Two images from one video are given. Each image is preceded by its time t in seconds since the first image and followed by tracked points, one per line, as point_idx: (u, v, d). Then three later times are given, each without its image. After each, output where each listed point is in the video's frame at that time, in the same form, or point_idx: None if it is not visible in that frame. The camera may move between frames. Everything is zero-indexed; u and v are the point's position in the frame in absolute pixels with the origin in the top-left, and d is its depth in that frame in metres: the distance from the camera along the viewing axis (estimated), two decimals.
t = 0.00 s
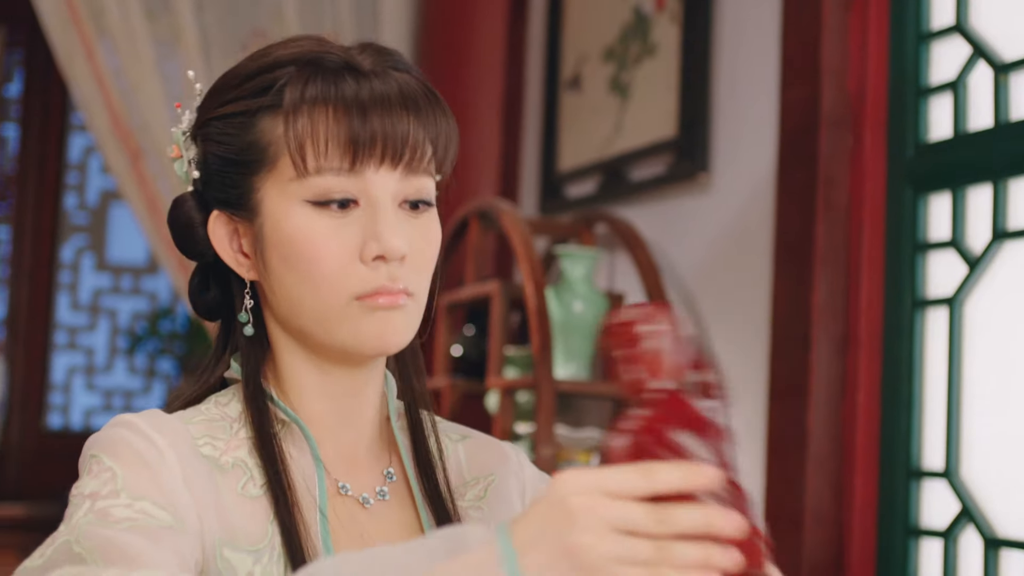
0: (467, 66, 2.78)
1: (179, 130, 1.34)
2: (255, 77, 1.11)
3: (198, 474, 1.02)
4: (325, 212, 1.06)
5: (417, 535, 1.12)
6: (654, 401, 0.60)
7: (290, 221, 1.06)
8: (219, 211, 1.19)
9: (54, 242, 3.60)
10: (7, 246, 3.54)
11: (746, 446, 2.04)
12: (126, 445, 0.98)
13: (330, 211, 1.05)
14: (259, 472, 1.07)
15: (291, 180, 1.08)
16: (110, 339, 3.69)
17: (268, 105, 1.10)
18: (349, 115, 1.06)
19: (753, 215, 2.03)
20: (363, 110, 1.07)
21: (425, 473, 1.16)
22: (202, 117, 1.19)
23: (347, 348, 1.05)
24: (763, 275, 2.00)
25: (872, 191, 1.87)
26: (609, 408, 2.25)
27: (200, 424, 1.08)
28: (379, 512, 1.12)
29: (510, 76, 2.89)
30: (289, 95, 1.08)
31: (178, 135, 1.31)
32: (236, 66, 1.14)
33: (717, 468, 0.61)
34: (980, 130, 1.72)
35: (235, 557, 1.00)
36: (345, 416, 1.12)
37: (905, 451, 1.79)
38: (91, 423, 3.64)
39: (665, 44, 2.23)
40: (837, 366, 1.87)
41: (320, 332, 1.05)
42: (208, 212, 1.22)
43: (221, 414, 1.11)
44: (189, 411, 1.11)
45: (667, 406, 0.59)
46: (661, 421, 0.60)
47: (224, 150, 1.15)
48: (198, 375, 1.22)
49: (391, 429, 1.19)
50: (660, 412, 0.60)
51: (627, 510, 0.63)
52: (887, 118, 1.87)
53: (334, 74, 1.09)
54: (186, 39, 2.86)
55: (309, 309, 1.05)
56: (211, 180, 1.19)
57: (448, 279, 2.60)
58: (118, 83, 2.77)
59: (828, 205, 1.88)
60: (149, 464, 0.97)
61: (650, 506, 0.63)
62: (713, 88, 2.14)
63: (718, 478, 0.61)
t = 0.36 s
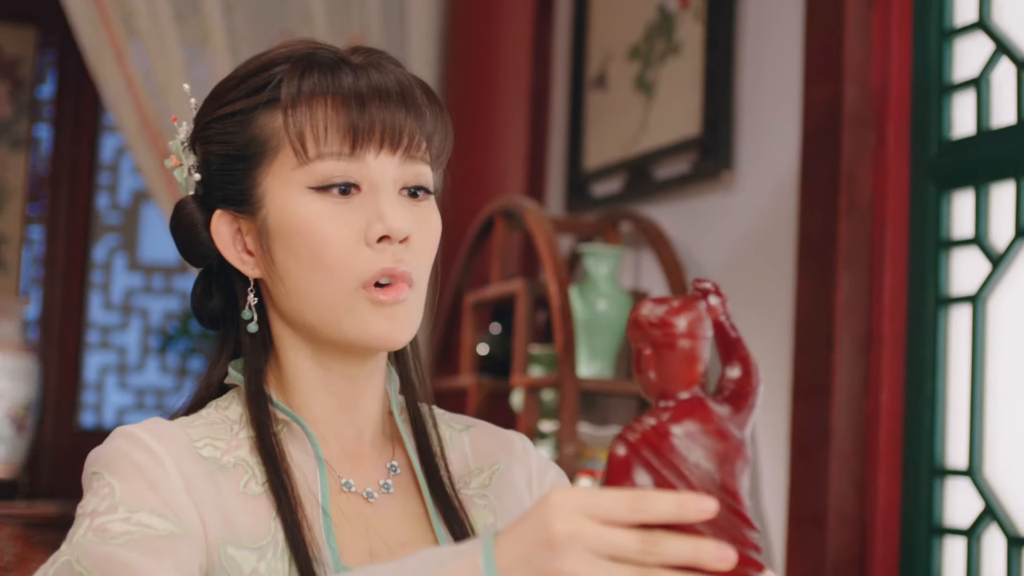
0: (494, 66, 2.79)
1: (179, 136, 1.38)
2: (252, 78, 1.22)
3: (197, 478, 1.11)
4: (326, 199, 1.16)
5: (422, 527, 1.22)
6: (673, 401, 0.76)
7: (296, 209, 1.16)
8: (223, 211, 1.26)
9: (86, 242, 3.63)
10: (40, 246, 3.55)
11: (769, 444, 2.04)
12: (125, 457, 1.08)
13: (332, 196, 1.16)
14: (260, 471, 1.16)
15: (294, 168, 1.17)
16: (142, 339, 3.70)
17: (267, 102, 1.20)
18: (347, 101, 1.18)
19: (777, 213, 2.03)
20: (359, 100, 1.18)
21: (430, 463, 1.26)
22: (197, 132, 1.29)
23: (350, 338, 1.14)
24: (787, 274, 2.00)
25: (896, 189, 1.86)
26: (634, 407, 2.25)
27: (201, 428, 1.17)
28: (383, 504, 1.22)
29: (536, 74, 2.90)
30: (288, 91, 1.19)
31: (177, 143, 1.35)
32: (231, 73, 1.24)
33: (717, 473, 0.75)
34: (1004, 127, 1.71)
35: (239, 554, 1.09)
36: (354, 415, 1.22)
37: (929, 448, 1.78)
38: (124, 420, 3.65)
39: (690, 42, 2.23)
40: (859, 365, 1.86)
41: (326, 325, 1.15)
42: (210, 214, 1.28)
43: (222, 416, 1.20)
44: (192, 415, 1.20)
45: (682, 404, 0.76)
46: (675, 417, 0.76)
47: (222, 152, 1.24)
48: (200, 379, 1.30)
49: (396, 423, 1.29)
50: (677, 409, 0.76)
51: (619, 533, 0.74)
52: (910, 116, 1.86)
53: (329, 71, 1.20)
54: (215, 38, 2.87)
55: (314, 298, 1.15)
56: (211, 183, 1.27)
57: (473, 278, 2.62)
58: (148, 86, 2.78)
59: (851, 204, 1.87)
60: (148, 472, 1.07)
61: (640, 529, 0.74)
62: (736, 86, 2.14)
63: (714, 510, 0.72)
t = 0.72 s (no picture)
0: (514, 67, 2.81)
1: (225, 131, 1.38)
2: (293, 81, 1.20)
3: (229, 462, 1.10)
4: (357, 205, 1.14)
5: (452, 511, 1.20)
6: (708, 373, 0.76)
7: (327, 214, 1.15)
8: (259, 210, 1.25)
9: (112, 243, 3.65)
10: (66, 246, 3.59)
11: (787, 443, 2.04)
12: (157, 440, 1.06)
13: (363, 204, 1.14)
14: (293, 458, 1.14)
15: (327, 174, 1.16)
16: (167, 338, 3.71)
17: (305, 106, 1.19)
18: (383, 110, 1.16)
19: (794, 212, 2.03)
20: (395, 108, 1.16)
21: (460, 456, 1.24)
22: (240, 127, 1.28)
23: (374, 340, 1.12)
24: (803, 274, 2.00)
25: (911, 188, 1.86)
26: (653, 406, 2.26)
27: (235, 416, 1.16)
28: (414, 492, 1.20)
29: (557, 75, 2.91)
30: (325, 95, 1.17)
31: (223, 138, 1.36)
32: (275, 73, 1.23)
33: (744, 447, 0.74)
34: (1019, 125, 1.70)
35: (267, 536, 1.07)
36: (385, 409, 1.21)
37: (945, 448, 1.77)
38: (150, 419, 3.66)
39: (707, 42, 2.23)
40: (874, 364, 1.86)
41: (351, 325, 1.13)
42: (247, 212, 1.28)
43: (257, 407, 1.19)
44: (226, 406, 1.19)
45: (716, 376, 0.76)
46: (709, 388, 0.75)
47: (260, 153, 1.24)
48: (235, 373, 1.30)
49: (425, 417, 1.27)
50: (712, 380, 0.76)
51: (640, 500, 0.73)
52: (926, 114, 1.86)
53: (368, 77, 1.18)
54: (236, 41, 2.90)
55: (340, 300, 1.13)
56: (250, 181, 1.26)
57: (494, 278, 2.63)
58: (170, 87, 2.80)
59: (867, 202, 1.88)
60: (179, 454, 1.05)
61: (662, 500, 0.73)
62: (753, 86, 2.14)
63: (735, 478, 0.71)
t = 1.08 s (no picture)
0: (524, 67, 2.81)
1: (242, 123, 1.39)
2: (309, 78, 1.16)
3: (236, 453, 1.08)
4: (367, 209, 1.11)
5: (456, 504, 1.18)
6: (710, 361, 0.77)
7: (337, 217, 1.11)
8: (271, 206, 1.24)
9: (126, 242, 3.65)
10: (80, 246, 3.60)
11: (792, 443, 2.04)
12: (166, 429, 1.05)
13: (372, 208, 1.10)
14: (300, 450, 1.12)
15: (337, 178, 1.13)
16: (181, 338, 3.71)
17: (319, 106, 1.15)
18: (396, 115, 1.11)
19: (799, 212, 2.03)
20: (407, 112, 1.11)
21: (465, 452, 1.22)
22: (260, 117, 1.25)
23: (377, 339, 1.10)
24: (808, 275, 2.00)
25: (915, 187, 1.86)
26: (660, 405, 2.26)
27: (243, 408, 1.14)
28: (420, 484, 1.18)
29: (566, 74, 2.92)
30: (339, 96, 1.13)
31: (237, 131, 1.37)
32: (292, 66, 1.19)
33: (744, 435, 0.75)
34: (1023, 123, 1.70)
35: (272, 530, 1.05)
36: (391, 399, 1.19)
37: (948, 447, 1.77)
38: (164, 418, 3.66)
39: (713, 42, 2.24)
40: (879, 363, 1.86)
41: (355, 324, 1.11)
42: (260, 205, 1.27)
43: (265, 399, 1.17)
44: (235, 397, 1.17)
45: (717, 365, 0.77)
46: (711, 376, 0.76)
47: (277, 149, 1.20)
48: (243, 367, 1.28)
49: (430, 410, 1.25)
50: (714, 367, 0.77)
51: (638, 488, 0.74)
52: (930, 112, 1.86)
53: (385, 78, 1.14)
54: (247, 41, 2.91)
55: (344, 300, 1.11)
56: (265, 175, 1.24)
57: (503, 276, 2.64)
58: (181, 86, 2.82)
59: (872, 202, 1.87)
60: (189, 445, 1.04)
61: (661, 488, 0.74)
62: (758, 85, 2.14)
63: (731, 462, 0.73)
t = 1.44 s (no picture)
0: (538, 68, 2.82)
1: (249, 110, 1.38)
2: (325, 104, 1.14)
3: (217, 461, 1.11)
4: (366, 255, 1.10)
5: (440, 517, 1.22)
6: (691, 377, 0.84)
7: (335, 259, 1.11)
8: (269, 218, 1.22)
9: (144, 242, 3.66)
10: (99, 245, 3.63)
11: (802, 441, 2.04)
12: (146, 442, 1.08)
13: (372, 253, 1.10)
14: (280, 455, 1.15)
15: (341, 218, 1.11)
16: (199, 337, 3.72)
17: (334, 137, 1.12)
18: (411, 162, 1.09)
19: (810, 211, 2.03)
20: (425, 159, 1.09)
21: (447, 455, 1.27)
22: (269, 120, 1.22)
23: (368, 378, 1.13)
24: (819, 272, 2.00)
25: (925, 185, 1.86)
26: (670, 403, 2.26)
27: (223, 415, 1.17)
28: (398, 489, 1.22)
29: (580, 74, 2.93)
30: (357, 132, 1.11)
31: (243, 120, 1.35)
32: (310, 87, 1.16)
33: (719, 450, 0.81)
34: None
35: (253, 531, 1.09)
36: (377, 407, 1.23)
37: (959, 445, 1.77)
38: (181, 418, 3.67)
39: (725, 40, 2.24)
40: (890, 361, 1.86)
41: (347, 357, 1.13)
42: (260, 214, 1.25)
43: (246, 404, 1.20)
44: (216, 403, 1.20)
45: (698, 381, 0.83)
46: (690, 393, 0.82)
47: (282, 167, 1.18)
48: (223, 368, 1.31)
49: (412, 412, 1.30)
50: (694, 384, 0.83)
51: (612, 523, 0.82)
52: (941, 109, 1.86)
53: (404, 118, 1.11)
54: (263, 43, 2.93)
55: (341, 338, 1.13)
56: (267, 188, 1.22)
57: (515, 274, 2.65)
58: (197, 88, 2.83)
59: (882, 200, 1.87)
60: (168, 458, 1.07)
61: (632, 515, 0.81)
62: (770, 84, 2.14)
63: (691, 479, 0.80)
